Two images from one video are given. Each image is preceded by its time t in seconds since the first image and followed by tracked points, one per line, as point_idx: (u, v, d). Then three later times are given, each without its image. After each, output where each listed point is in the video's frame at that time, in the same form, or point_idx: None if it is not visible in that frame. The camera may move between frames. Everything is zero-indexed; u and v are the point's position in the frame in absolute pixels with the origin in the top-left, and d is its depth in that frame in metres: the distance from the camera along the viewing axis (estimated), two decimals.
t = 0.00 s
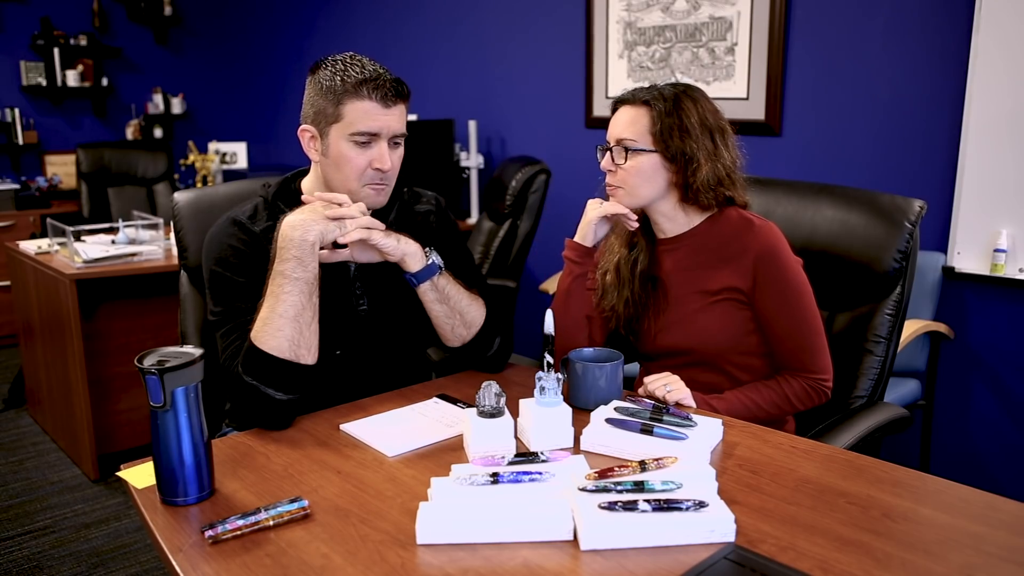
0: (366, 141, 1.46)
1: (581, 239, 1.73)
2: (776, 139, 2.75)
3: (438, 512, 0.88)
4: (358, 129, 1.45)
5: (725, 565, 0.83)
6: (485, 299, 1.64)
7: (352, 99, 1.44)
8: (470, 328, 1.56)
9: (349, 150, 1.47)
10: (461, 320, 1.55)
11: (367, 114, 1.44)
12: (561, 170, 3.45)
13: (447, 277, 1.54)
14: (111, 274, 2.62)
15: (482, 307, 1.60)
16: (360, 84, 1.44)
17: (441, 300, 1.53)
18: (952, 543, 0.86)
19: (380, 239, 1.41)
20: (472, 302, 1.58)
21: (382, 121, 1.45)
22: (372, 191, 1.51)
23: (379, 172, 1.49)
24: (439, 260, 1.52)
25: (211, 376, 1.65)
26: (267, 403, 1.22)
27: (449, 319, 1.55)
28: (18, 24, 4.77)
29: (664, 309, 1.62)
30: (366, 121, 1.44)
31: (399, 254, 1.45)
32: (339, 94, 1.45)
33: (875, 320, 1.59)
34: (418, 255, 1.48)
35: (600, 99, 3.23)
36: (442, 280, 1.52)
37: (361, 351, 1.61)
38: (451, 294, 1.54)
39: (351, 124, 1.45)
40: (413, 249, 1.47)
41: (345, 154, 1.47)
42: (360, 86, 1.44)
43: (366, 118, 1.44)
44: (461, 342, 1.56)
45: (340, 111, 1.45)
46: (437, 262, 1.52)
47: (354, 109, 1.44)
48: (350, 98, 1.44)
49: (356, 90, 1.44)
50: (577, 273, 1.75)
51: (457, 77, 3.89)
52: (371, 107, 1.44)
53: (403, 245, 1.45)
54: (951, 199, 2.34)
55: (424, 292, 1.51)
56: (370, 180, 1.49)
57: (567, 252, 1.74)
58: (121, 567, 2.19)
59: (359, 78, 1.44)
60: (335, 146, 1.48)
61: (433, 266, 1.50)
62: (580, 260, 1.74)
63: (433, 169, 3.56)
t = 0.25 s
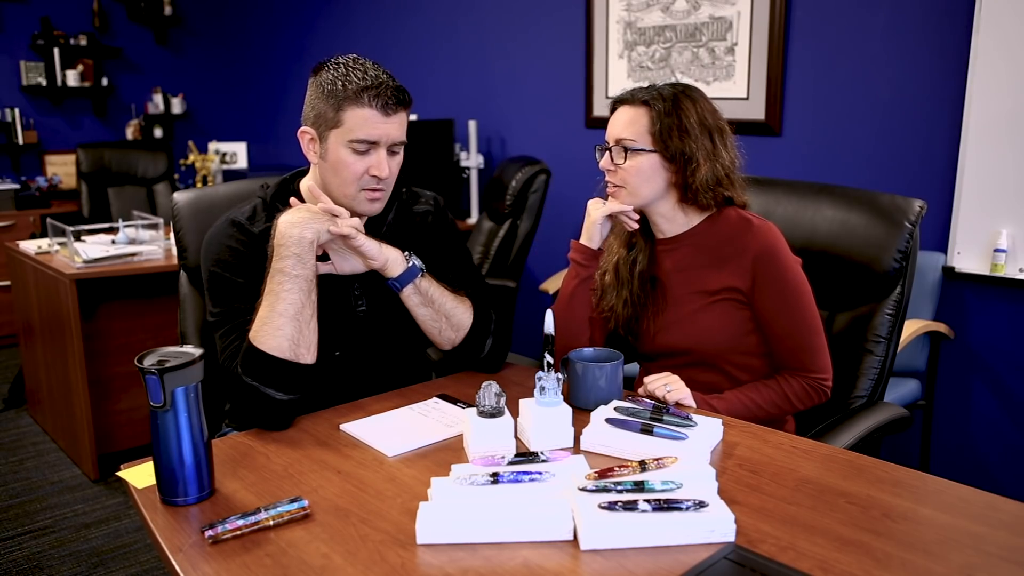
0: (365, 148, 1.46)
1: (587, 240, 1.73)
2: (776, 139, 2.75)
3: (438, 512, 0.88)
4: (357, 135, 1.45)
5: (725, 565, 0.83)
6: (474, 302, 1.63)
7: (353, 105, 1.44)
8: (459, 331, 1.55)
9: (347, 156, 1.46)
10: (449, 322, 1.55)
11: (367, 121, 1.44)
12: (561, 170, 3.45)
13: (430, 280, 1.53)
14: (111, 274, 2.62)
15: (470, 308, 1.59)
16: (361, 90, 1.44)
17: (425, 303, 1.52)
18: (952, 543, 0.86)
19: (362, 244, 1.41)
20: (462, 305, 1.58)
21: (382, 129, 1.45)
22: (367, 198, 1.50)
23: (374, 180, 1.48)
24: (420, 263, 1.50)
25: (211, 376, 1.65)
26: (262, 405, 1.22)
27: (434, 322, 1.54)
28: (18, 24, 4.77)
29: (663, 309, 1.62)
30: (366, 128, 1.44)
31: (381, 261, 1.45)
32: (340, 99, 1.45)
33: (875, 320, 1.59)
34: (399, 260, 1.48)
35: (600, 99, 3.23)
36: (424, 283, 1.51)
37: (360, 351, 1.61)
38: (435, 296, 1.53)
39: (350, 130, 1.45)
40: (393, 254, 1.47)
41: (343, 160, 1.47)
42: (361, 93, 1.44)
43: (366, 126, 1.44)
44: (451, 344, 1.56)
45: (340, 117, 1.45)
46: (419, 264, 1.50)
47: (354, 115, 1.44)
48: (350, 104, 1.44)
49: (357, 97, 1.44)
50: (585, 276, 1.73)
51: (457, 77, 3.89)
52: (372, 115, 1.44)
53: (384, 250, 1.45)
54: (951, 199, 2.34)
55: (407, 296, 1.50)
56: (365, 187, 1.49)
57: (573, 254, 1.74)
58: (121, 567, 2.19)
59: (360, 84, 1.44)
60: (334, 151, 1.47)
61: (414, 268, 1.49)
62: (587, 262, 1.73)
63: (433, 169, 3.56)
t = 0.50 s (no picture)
0: (365, 151, 1.46)
1: (587, 240, 1.73)
2: (776, 139, 2.75)
3: (439, 512, 0.88)
4: (358, 139, 1.45)
5: (725, 565, 0.83)
6: (473, 302, 1.62)
7: (354, 109, 1.44)
8: (457, 332, 1.55)
9: (347, 158, 1.47)
10: (447, 324, 1.55)
11: (368, 125, 1.44)
12: (561, 170, 3.45)
13: (428, 282, 1.52)
14: (111, 274, 2.62)
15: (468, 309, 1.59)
16: (363, 94, 1.43)
17: (424, 305, 1.52)
18: (952, 543, 0.86)
19: (358, 244, 1.40)
20: (459, 306, 1.57)
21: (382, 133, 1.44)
22: (365, 200, 1.51)
23: (374, 183, 1.48)
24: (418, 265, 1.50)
25: (210, 376, 1.64)
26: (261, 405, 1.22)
27: (434, 324, 1.54)
28: (18, 24, 4.77)
29: (663, 309, 1.62)
30: (366, 132, 1.44)
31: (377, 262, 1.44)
32: (342, 102, 1.45)
33: (875, 320, 1.59)
34: (395, 263, 1.47)
35: (600, 99, 3.23)
36: (422, 285, 1.51)
37: (361, 352, 1.61)
38: (434, 298, 1.53)
39: (351, 133, 1.45)
40: (390, 257, 1.46)
41: (343, 162, 1.47)
42: (363, 97, 1.43)
43: (366, 130, 1.44)
44: (450, 346, 1.56)
45: (342, 120, 1.45)
46: (417, 267, 1.50)
47: (355, 119, 1.44)
48: (351, 107, 1.44)
49: (359, 101, 1.43)
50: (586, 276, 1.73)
51: (457, 77, 3.89)
52: (373, 119, 1.44)
53: (380, 252, 1.45)
54: (951, 199, 2.34)
55: (405, 298, 1.50)
56: (364, 190, 1.49)
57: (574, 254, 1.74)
58: (121, 567, 2.19)
59: (362, 88, 1.44)
60: (334, 153, 1.48)
61: (411, 272, 1.48)
62: (587, 263, 1.72)
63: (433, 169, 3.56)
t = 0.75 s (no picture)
0: (369, 150, 1.46)
1: (587, 240, 1.73)
2: (776, 139, 2.75)
3: (439, 512, 0.88)
4: (362, 138, 1.45)
5: (725, 565, 0.83)
6: (473, 303, 1.62)
7: (358, 108, 1.44)
8: (458, 332, 1.55)
9: (350, 158, 1.47)
10: (448, 324, 1.55)
11: (372, 124, 1.44)
12: (562, 170, 3.45)
13: (429, 282, 1.52)
14: (111, 274, 2.62)
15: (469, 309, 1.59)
16: (368, 94, 1.43)
17: (424, 305, 1.52)
18: (952, 543, 0.86)
19: (357, 245, 1.41)
20: (459, 306, 1.57)
21: (386, 133, 1.45)
22: (367, 199, 1.51)
23: (377, 182, 1.49)
24: (418, 266, 1.50)
25: (210, 376, 1.64)
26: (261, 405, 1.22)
27: (434, 324, 1.54)
28: (18, 24, 4.77)
29: (663, 309, 1.62)
30: (371, 132, 1.44)
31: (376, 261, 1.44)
32: (346, 102, 1.45)
33: (875, 319, 1.59)
34: (396, 263, 1.47)
35: (600, 100, 3.23)
36: (423, 286, 1.51)
37: (360, 351, 1.61)
38: (435, 298, 1.53)
39: (355, 132, 1.45)
40: (390, 257, 1.47)
41: (346, 162, 1.47)
42: (367, 97, 1.43)
43: (371, 130, 1.44)
44: (450, 346, 1.56)
45: (345, 119, 1.45)
46: (418, 267, 1.50)
47: (359, 118, 1.44)
48: (356, 107, 1.44)
49: (363, 100, 1.43)
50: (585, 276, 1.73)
51: (457, 77, 3.89)
52: (377, 118, 1.44)
53: (380, 253, 1.45)
54: (951, 199, 2.34)
55: (406, 298, 1.50)
56: (367, 189, 1.49)
57: (574, 254, 1.74)
58: (121, 567, 2.19)
59: (367, 88, 1.44)
60: (338, 152, 1.48)
61: (412, 272, 1.48)
62: (587, 263, 1.72)
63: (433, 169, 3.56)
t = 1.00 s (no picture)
0: (367, 149, 1.46)
1: (570, 239, 1.69)
2: (776, 139, 2.75)
3: (439, 512, 0.88)
4: (359, 137, 1.45)
5: (725, 565, 0.83)
6: (473, 303, 1.62)
7: (355, 107, 1.44)
8: (457, 333, 1.55)
9: (348, 157, 1.46)
10: (447, 325, 1.55)
11: (369, 123, 1.44)
12: (562, 171, 3.46)
13: (427, 284, 1.52)
14: (111, 274, 2.62)
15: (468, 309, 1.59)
16: (365, 93, 1.44)
17: (424, 307, 1.52)
18: (952, 543, 0.86)
19: (355, 246, 1.40)
20: (459, 307, 1.57)
21: (384, 131, 1.45)
22: (366, 198, 1.50)
23: (376, 181, 1.48)
24: (418, 267, 1.50)
25: (211, 376, 1.65)
26: (260, 405, 1.22)
27: (434, 325, 1.54)
28: (18, 24, 4.77)
29: (664, 309, 1.62)
30: (368, 130, 1.44)
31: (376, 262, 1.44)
32: (343, 101, 1.45)
33: (875, 319, 1.59)
34: (395, 265, 1.47)
35: (600, 100, 3.24)
36: (422, 287, 1.51)
37: (360, 352, 1.61)
38: (434, 300, 1.53)
39: (352, 131, 1.45)
40: (388, 259, 1.46)
41: (344, 161, 1.46)
42: (364, 96, 1.44)
43: (368, 128, 1.44)
44: (450, 347, 1.56)
45: (343, 118, 1.45)
46: (416, 270, 1.50)
47: (356, 117, 1.44)
48: (353, 106, 1.44)
49: (360, 99, 1.44)
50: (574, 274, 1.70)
51: (457, 77, 3.89)
52: (374, 117, 1.44)
53: (379, 255, 1.45)
54: (951, 199, 2.34)
55: (405, 300, 1.50)
56: (365, 188, 1.49)
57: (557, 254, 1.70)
58: (121, 567, 2.19)
59: (364, 87, 1.44)
60: (335, 152, 1.47)
61: (412, 274, 1.48)
62: (573, 261, 1.69)
63: (434, 169, 3.56)
